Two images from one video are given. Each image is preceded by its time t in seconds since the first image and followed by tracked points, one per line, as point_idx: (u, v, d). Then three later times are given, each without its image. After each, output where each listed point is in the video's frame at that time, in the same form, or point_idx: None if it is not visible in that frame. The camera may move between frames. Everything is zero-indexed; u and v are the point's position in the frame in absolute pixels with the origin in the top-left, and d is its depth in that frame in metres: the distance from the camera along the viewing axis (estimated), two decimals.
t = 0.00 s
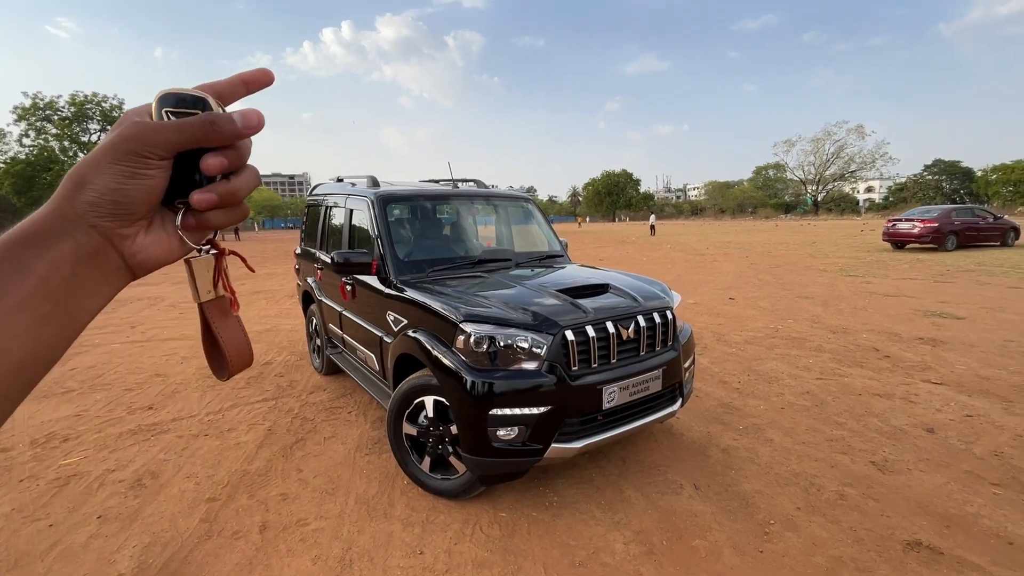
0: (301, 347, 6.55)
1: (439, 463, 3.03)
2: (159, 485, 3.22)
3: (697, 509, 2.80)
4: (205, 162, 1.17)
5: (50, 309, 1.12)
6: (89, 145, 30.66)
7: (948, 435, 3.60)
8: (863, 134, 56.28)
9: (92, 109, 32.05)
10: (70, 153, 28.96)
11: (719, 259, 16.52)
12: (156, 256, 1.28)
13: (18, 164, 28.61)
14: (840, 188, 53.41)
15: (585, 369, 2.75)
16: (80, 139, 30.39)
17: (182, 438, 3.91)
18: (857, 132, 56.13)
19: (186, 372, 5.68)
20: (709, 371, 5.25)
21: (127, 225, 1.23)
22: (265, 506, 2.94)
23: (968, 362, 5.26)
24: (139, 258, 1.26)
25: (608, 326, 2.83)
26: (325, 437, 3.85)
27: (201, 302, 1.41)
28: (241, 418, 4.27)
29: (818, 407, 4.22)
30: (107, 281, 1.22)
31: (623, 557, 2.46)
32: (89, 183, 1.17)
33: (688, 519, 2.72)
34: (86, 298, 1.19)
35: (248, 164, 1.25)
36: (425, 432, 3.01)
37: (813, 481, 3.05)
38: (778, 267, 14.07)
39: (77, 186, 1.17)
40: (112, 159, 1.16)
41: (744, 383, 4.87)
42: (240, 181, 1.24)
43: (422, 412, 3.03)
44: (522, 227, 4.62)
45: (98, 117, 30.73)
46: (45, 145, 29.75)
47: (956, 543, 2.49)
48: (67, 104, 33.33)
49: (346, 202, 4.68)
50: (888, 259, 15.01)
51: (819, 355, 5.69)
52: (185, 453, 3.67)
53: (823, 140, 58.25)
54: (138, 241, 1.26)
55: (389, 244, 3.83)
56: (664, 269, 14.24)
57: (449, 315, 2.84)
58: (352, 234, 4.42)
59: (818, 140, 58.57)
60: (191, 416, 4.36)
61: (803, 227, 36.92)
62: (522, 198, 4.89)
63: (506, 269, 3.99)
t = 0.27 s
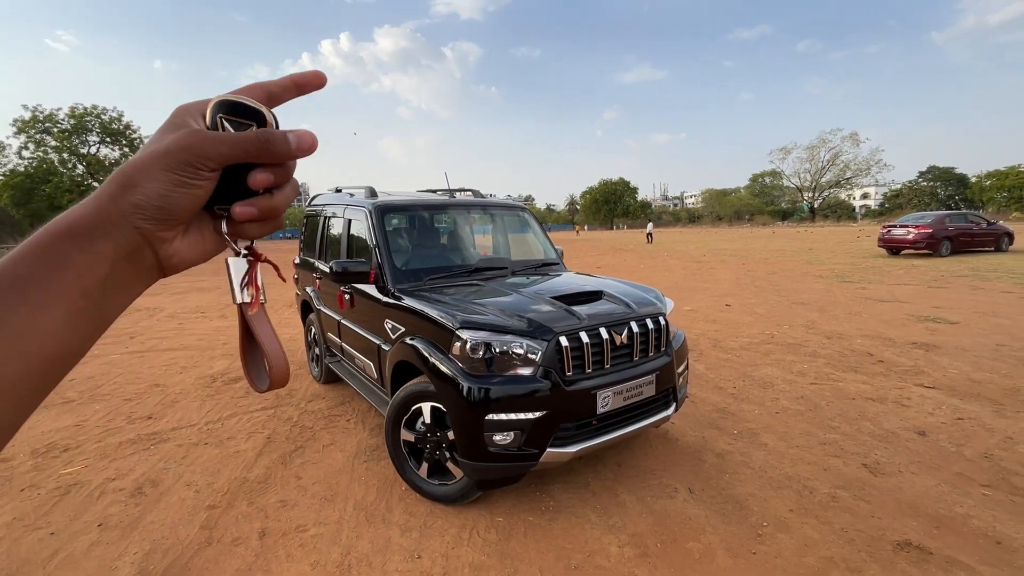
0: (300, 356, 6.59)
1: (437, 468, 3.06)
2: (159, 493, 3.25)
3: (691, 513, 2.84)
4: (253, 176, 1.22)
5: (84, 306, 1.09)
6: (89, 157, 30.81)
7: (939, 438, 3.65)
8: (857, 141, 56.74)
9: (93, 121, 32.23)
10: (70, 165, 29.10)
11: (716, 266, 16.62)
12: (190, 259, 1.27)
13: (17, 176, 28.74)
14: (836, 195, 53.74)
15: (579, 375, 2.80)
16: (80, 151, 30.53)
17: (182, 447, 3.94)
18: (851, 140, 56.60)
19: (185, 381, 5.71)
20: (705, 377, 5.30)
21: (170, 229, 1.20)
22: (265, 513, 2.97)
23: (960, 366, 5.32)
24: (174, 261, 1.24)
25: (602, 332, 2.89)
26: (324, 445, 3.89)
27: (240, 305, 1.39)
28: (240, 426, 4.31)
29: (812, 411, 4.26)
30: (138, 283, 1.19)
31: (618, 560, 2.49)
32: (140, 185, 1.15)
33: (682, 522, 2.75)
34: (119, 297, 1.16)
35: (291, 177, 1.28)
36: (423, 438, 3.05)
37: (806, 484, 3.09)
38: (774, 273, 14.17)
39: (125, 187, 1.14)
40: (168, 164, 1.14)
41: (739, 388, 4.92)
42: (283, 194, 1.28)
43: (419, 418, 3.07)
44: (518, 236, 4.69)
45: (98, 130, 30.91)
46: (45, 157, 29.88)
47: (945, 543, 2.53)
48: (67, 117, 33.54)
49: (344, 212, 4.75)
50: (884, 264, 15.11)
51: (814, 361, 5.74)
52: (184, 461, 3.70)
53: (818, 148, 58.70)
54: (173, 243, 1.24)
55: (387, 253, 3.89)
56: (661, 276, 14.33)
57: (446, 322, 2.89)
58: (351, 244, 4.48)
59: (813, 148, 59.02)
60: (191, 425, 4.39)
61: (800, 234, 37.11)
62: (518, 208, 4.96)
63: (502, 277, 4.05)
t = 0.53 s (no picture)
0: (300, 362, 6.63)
1: (436, 471, 3.11)
2: (161, 497, 3.28)
3: (686, 513, 2.88)
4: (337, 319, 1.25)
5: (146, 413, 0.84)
6: (91, 166, 30.99)
7: (932, 439, 3.69)
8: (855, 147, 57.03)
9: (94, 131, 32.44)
10: (72, 175, 29.28)
11: (714, 271, 16.69)
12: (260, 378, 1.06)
13: (19, 185, 28.91)
14: (834, 200, 53.93)
15: (575, 377, 2.85)
16: (81, 161, 30.72)
17: (184, 452, 3.98)
18: (849, 145, 56.88)
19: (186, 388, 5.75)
20: (702, 381, 5.35)
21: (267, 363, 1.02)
22: (266, 516, 3.01)
23: (955, 368, 5.37)
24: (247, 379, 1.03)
25: (597, 335, 2.94)
26: (324, 449, 3.93)
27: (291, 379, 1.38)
28: (241, 432, 4.35)
29: (807, 414, 4.31)
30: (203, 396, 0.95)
31: (614, 559, 2.53)
32: (268, 337, 0.97)
33: (678, 523, 2.79)
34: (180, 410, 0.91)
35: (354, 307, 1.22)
36: (422, 441, 3.09)
37: (801, 485, 3.13)
38: (772, 278, 14.24)
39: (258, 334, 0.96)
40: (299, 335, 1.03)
41: (735, 391, 4.96)
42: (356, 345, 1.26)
43: (418, 421, 3.11)
44: (516, 242, 4.75)
45: (99, 139, 31.12)
46: (46, 167, 30.07)
47: (936, 541, 2.57)
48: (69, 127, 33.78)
49: (344, 219, 4.81)
50: (881, 269, 15.18)
51: (810, 364, 5.79)
52: (186, 466, 3.74)
53: (815, 154, 58.98)
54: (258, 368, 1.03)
55: (387, 259, 3.95)
56: (659, 282, 14.38)
57: (444, 326, 2.94)
58: (351, 251, 4.54)
59: (811, 154, 59.31)
60: (193, 431, 4.44)
61: (798, 240, 37.21)
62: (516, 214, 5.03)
63: (500, 283, 4.11)
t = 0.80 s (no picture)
0: (303, 367, 6.68)
1: (437, 473, 3.15)
2: (166, 500, 3.33)
3: (684, 513, 2.92)
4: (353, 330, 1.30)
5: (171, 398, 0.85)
6: (94, 173, 31.17)
7: (929, 440, 3.72)
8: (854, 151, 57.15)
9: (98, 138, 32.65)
10: (75, 181, 29.45)
11: (714, 275, 16.74)
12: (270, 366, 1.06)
13: (22, 192, 29.09)
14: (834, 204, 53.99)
15: (574, 379, 2.89)
16: (84, 167, 30.90)
17: (188, 455, 4.02)
18: (848, 150, 57.00)
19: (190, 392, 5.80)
20: (701, 384, 5.38)
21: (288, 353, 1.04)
22: (269, 518, 3.05)
23: (953, 371, 5.40)
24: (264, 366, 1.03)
25: (596, 337, 2.99)
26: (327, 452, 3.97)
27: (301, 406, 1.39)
28: (244, 435, 4.39)
29: (805, 416, 4.34)
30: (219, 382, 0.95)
31: (613, 559, 2.57)
32: (302, 344, 1.00)
33: (676, 523, 2.83)
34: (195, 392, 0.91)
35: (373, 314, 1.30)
36: (423, 443, 3.14)
37: (798, 485, 3.17)
38: (772, 282, 14.27)
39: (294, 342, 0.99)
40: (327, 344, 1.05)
41: (735, 394, 5.00)
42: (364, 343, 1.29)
43: (420, 423, 3.16)
44: (516, 247, 4.81)
45: (102, 146, 31.32)
46: (50, 173, 30.25)
47: (931, 540, 2.60)
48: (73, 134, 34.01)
49: (346, 225, 4.87)
50: (881, 273, 15.21)
51: (809, 367, 5.82)
52: (190, 469, 3.78)
53: (815, 158, 59.11)
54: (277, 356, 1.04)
55: (388, 264, 4.00)
56: (659, 286, 14.42)
57: (445, 330, 2.99)
58: (353, 256, 4.59)
59: (811, 158, 59.44)
60: (196, 434, 4.48)
61: (798, 244, 37.24)
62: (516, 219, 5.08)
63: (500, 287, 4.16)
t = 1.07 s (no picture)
0: (306, 369, 6.72)
1: (440, 473, 3.19)
2: (172, 500, 3.37)
3: (685, 513, 2.95)
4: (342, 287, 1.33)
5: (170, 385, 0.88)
6: (97, 177, 31.30)
7: (928, 441, 3.75)
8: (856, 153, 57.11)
9: (101, 141, 32.77)
10: (78, 185, 29.58)
11: (716, 278, 16.76)
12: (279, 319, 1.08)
13: (26, 196, 29.21)
14: (836, 206, 53.94)
15: (575, 380, 2.93)
16: (88, 171, 31.02)
17: (193, 456, 4.07)
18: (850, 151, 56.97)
19: (194, 394, 5.85)
20: (702, 385, 5.41)
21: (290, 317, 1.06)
22: (274, 517, 3.09)
23: (953, 372, 5.41)
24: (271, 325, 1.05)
25: (596, 339, 3.02)
26: (330, 453, 4.01)
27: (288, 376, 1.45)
28: (248, 437, 4.43)
29: (806, 417, 4.36)
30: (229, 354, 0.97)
31: (614, 557, 2.60)
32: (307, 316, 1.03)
33: (676, 522, 2.86)
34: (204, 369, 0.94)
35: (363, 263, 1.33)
36: (426, 443, 3.17)
37: (797, 485, 3.20)
38: (774, 284, 14.28)
39: (297, 315, 1.01)
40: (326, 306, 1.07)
41: (735, 396, 5.02)
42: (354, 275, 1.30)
43: (423, 424, 3.19)
44: (517, 250, 4.85)
45: (106, 150, 31.45)
46: (53, 177, 30.37)
47: (929, 539, 2.63)
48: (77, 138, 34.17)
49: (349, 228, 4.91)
50: (883, 275, 15.22)
51: (809, 369, 5.85)
52: (196, 470, 3.82)
53: (817, 160, 59.08)
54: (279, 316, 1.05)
55: (391, 267, 4.04)
56: (661, 288, 14.44)
57: (448, 332, 3.03)
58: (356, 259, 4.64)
59: (813, 160, 59.43)
60: (201, 436, 4.52)
61: (800, 246, 37.22)
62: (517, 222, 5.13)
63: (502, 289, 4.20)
